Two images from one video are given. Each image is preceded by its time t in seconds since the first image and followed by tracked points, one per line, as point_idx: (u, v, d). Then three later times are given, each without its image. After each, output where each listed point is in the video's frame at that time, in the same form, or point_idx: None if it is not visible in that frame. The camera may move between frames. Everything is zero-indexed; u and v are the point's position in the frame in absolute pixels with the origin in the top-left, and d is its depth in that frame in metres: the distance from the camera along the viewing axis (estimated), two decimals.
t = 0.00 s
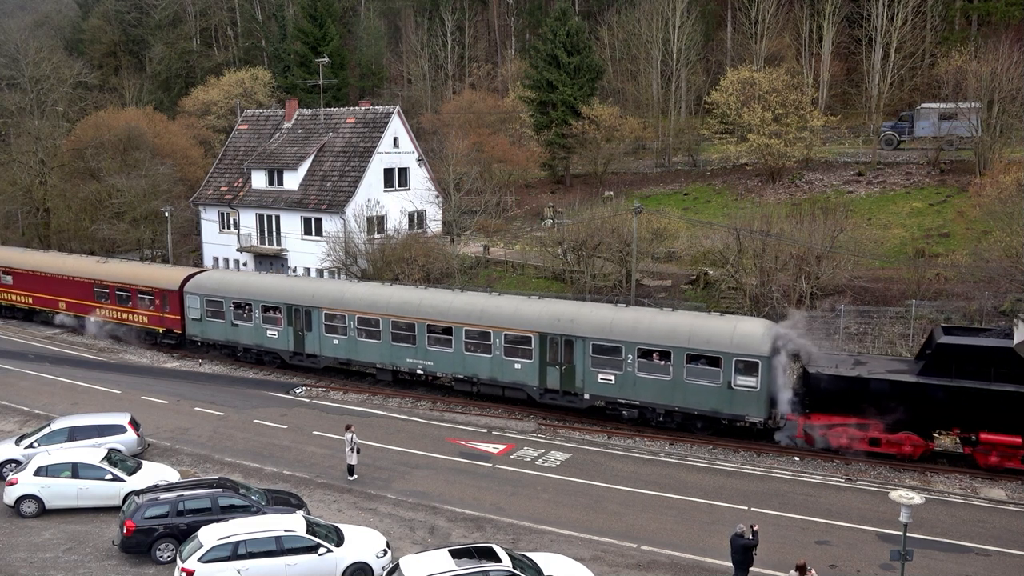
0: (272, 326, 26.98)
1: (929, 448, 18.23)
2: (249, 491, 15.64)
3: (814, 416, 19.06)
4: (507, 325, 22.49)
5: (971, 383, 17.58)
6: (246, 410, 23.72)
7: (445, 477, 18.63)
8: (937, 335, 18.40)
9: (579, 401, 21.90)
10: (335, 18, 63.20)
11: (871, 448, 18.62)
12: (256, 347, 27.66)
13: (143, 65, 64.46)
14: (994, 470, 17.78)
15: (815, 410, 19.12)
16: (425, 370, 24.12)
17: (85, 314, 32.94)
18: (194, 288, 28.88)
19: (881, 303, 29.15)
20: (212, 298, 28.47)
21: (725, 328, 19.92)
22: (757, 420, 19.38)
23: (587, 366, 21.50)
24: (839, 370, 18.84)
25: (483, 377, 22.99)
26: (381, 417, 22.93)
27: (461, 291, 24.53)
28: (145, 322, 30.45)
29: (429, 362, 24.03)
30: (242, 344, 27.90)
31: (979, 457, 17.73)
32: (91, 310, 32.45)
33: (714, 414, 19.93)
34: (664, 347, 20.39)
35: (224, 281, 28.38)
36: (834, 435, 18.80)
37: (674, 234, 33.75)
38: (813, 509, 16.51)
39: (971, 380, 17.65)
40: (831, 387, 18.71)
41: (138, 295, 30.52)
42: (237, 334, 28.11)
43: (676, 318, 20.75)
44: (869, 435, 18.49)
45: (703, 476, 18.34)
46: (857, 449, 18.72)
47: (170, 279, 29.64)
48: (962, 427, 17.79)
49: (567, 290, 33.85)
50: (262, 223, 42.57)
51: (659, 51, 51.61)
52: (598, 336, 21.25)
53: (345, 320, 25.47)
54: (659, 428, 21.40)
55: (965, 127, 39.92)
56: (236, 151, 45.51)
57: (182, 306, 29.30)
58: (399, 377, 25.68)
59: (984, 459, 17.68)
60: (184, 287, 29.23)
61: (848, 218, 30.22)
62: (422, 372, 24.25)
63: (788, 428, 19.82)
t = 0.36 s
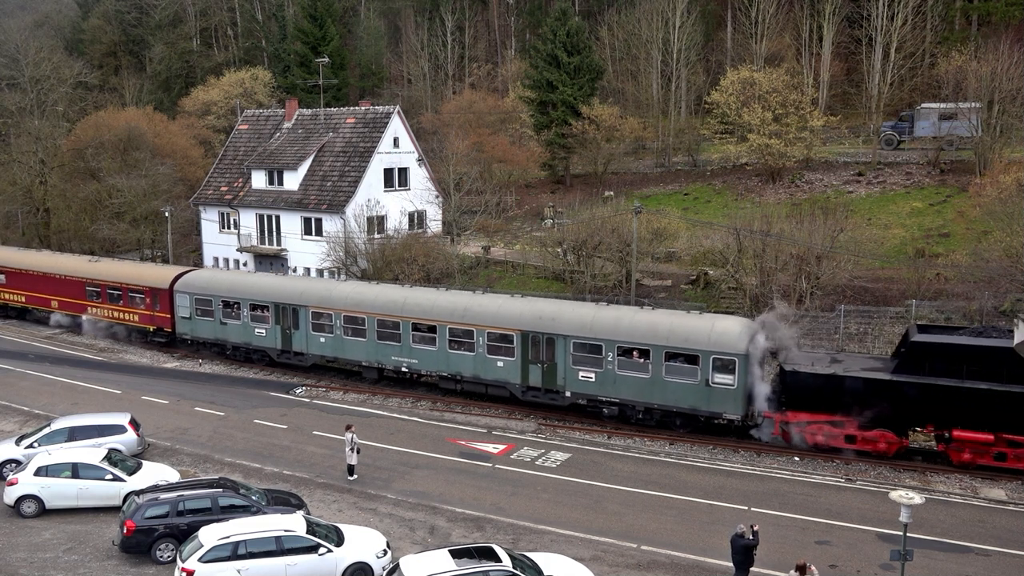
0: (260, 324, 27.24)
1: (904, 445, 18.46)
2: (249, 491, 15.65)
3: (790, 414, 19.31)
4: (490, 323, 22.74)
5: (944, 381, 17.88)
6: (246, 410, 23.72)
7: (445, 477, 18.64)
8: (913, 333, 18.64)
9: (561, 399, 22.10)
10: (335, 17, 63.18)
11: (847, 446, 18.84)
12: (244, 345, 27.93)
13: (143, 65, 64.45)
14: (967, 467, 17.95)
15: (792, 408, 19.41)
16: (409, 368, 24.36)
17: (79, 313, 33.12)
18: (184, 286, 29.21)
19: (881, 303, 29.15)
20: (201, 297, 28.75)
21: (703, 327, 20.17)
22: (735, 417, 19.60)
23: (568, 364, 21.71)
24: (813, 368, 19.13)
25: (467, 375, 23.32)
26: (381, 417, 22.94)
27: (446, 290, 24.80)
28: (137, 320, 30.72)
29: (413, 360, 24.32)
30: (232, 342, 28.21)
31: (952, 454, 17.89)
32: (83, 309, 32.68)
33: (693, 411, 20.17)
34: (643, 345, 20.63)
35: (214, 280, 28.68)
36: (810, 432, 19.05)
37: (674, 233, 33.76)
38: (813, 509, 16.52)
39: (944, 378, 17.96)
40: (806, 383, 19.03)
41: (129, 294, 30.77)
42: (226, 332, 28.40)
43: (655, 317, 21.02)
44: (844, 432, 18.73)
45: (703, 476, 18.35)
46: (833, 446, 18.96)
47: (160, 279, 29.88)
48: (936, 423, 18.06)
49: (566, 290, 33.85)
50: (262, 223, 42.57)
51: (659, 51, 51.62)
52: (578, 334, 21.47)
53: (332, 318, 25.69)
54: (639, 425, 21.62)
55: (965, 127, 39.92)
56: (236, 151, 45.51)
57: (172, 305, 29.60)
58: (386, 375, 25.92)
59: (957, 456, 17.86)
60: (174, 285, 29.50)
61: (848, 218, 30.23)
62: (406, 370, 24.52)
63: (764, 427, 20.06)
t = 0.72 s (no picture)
0: (248, 322, 27.55)
1: (877, 442, 18.63)
2: (249, 491, 15.65)
3: (767, 411, 19.49)
4: (473, 321, 23.04)
5: (918, 378, 18.07)
6: (246, 410, 23.72)
7: (445, 477, 18.64)
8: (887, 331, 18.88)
9: (543, 396, 22.39)
10: (335, 18, 63.19)
11: (823, 442, 19.05)
12: (232, 343, 28.22)
13: (143, 65, 64.44)
14: (941, 463, 18.20)
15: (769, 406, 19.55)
16: (395, 366, 24.72)
17: (72, 312, 33.36)
18: (173, 285, 29.48)
19: (881, 303, 29.18)
20: (191, 295, 29.03)
21: (681, 325, 20.38)
22: (712, 414, 19.83)
23: (550, 361, 22.00)
24: (790, 366, 19.23)
25: (450, 373, 23.65)
26: (381, 417, 22.93)
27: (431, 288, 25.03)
28: (128, 318, 31.03)
29: (398, 358, 24.64)
30: (220, 341, 28.49)
31: (926, 451, 18.12)
32: (76, 308, 32.95)
33: (671, 408, 20.38)
34: (622, 343, 20.89)
35: (203, 278, 28.92)
36: (787, 428, 19.28)
37: (674, 233, 33.77)
38: (813, 509, 16.52)
39: (917, 376, 18.16)
40: (779, 381, 19.11)
41: (120, 293, 31.07)
42: (215, 330, 28.67)
43: (635, 316, 21.25)
44: (821, 429, 18.98)
45: (703, 476, 18.34)
46: (810, 443, 19.18)
47: (150, 277, 30.18)
48: (909, 421, 18.21)
49: (566, 290, 33.85)
50: (262, 223, 42.57)
51: (659, 51, 51.64)
52: (559, 332, 21.75)
53: (319, 316, 26.02)
54: (619, 422, 21.87)
55: (965, 127, 39.92)
56: (236, 151, 45.51)
57: (162, 303, 29.89)
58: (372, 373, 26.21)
59: (931, 453, 18.09)
60: (163, 283, 29.79)
61: (848, 218, 30.24)
62: (391, 368, 24.85)
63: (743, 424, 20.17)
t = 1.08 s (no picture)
0: (236, 321, 27.84)
1: (853, 439, 18.65)
2: (249, 491, 15.64)
3: (746, 408, 19.53)
4: (456, 320, 23.29)
5: (891, 377, 18.07)
6: (246, 411, 23.72)
7: (445, 477, 18.64)
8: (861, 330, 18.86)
9: (525, 394, 22.60)
10: (335, 18, 63.20)
11: (798, 439, 19.20)
12: (221, 341, 28.51)
13: (143, 65, 64.43)
14: (915, 460, 18.40)
15: (747, 404, 19.57)
16: (380, 364, 24.97)
17: (63, 311, 33.54)
18: (163, 284, 29.79)
19: (881, 303, 29.19)
20: (180, 294, 29.33)
21: (660, 323, 20.66)
22: (690, 412, 20.10)
23: (531, 359, 22.26)
24: (766, 364, 19.30)
25: (434, 371, 23.86)
26: (381, 417, 22.93)
27: (416, 288, 25.30)
28: (118, 317, 31.26)
29: (383, 356, 24.91)
30: (209, 339, 28.79)
31: (899, 448, 18.31)
32: (68, 307, 33.12)
33: (650, 406, 20.62)
34: (602, 341, 21.14)
35: (192, 277, 29.22)
36: (764, 426, 19.46)
37: (674, 233, 33.79)
38: (813, 509, 16.52)
39: (891, 374, 18.16)
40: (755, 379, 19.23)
41: (110, 291, 31.30)
42: (204, 328, 28.97)
43: (615, 314, 21.50)
44: (796, 426, 19.11)
45: (703, 476, 18.34)
46: (786, 439, 19.35)
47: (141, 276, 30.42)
48: (885, 418, 18.21)
49: (567, 289, 33.84)
50: (262, 223, 42.57)
51: (659, 51, 51.65)
52: (541, 330, 22.01)
53: (305, 315, 26.30)
54: (598, 420, 22.09)
55: (965, 127, 39.94)
56: (236, 151, 45.50)
57: (152, 302, 30.14)
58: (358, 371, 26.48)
59: (904, 450, 18.27)
60: (154, 282, 30.08)
61: (848, 218, 30.25)
62: (376, 366, 25.11)
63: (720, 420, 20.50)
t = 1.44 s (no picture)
0: (225, 319, 28.07)
1: (828, 436, 18.99)
2: (249, 491, 15.64)
3: (723, 406, 19.88)
4: (439, 318, 23.53)
5: (866, 374, 18.37)
6: (246, 410, 23.73)
7: (445, 477, 18.64)
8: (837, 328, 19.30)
9: (507, 391, 22.86)
10: (335, 18, 63.20)
11: (776, 436, 19.49)
12: (210, 339, 28.76)
13: (143, 65, 64.41)
14: (889, 457, 18.66)
15: (724, 401, 19.96)
16: (365, 361, 25.23)
17: (54, 309, 33.88)
18: (153, 283, 30.06)
19: (881, 303, 29.19)
20: (170, 293, 29.62)
21: (638, 321, 20.83)
22: (668, 409, 20.24)
23: (513, 357, 22.48)
24: (743, 361, 19.62)
25: (418, 369, 24.11)
26: (381, 417, 22.93)
27: (401, 286, 25.48)
28: (108, 315, 31.56)
29: (369, 354, 25.15)
30: (198, 337, 29.05)
31: (874, 445, 18.63)
32: (59, 305, 33.45)
33: (629, 403, 20.81)
34: (582, 339, 21.30)
35: (181, 276, 29.51)
36: (740, 423, 19.74)
37: (674, 233, 33.80)
38: (813, 509, 16.52)
39: (865, 371, 18.45)
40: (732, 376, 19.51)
41: (101, 290, 31.56)
42: (193, 327, 29.24)
43: (595, 312, 21.66)
44: (773, 423, 19.42)
45: (703, 476, 18.34)
46: (762, 436, 19.64)
47: (132, 275, 30.72)
48: (858, 415, 18.58)
49: (567, 289, 33.84)
50: (262, 223, 42.57)
51: (659, 51, 51.68)
52: (522, 328, 22.20)
53: (292, 313, 26.52)
54: (580, 417, 22.28)
55: (965, 127, 39.96)
56: (236, 151, 45.50)
57: (142, 300, 30.41)
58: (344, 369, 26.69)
59: (878, 447, 18.59)
60: (144, 281, 30.37)
61: (848, 218, 30.28)
62: (362, 363, 25.35)
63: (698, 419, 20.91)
